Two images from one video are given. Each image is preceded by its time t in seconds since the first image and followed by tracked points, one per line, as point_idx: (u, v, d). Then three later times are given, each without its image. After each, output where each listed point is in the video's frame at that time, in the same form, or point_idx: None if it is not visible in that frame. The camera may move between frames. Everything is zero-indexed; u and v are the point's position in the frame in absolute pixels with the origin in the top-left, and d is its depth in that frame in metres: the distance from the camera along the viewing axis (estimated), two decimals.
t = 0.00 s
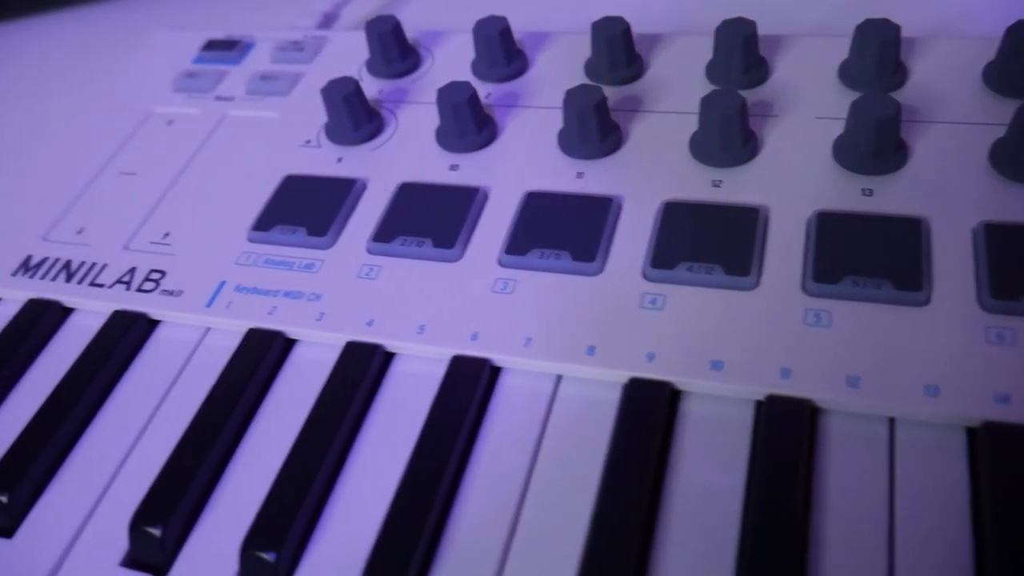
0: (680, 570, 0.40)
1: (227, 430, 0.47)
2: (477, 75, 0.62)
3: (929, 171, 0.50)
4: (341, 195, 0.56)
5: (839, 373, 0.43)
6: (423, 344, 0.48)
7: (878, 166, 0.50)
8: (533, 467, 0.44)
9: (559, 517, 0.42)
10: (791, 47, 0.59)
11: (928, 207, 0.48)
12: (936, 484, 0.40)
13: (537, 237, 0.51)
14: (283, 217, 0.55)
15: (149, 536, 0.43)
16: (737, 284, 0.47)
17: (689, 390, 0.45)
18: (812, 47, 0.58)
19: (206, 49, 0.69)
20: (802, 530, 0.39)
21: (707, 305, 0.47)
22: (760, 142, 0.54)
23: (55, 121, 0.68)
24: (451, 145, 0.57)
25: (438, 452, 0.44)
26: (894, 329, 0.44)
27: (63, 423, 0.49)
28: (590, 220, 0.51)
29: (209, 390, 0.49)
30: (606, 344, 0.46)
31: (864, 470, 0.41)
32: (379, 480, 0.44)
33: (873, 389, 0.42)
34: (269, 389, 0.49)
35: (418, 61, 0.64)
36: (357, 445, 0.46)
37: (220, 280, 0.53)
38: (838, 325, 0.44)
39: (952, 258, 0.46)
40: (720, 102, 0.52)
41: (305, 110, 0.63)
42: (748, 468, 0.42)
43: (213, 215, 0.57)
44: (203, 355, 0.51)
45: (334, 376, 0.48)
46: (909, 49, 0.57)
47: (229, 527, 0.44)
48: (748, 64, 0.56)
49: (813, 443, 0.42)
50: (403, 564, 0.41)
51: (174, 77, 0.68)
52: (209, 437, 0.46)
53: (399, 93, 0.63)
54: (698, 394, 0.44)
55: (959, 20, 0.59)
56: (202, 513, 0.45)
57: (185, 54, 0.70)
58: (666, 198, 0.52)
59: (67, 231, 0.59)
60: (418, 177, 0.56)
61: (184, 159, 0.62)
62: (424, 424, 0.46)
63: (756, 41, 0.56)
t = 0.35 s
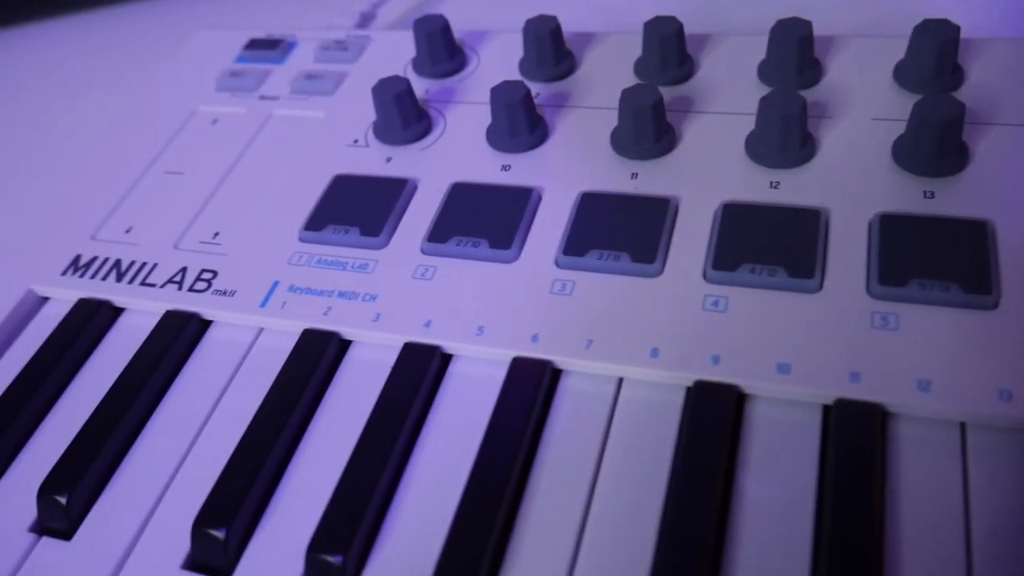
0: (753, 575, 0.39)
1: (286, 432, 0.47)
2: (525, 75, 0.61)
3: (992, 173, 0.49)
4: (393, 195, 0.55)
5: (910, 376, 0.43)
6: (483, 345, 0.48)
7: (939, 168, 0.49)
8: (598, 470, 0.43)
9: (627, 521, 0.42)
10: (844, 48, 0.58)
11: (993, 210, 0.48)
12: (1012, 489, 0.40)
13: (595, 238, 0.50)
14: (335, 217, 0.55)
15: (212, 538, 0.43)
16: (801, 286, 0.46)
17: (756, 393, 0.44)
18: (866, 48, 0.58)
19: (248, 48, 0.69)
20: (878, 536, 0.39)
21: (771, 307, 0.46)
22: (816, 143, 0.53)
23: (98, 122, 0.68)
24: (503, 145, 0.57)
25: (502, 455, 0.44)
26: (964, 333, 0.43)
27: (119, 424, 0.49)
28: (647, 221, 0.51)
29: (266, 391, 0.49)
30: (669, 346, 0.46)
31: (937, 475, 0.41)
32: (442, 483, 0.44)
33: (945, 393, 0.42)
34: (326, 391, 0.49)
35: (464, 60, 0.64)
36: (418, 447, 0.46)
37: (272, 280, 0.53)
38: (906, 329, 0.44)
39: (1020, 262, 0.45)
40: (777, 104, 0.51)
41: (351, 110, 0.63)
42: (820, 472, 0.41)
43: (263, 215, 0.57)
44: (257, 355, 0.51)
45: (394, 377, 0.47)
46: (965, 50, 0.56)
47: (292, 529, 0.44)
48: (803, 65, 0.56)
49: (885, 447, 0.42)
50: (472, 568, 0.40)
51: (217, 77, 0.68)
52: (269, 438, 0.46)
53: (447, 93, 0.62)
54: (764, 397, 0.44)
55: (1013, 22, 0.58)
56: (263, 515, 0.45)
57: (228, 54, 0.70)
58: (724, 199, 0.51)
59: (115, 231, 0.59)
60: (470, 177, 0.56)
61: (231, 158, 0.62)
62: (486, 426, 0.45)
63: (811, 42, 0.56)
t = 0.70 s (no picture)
0: None
1: (326, 438, 0.46)
2: (558, 77, 0.61)
3: None
4: (427, 199, 0.55)
5: (960, 383, 0.42)
6: (523, 351, 0.47)
7: (982, 171, 0.49)
8: (643, 477, 0.43)
9: (674, 529, 0.41)
10: (880, 51, 0.58)
11: None
12: None
13: (634, 242, 0.50)
14: (370, 221, 0.55)
15: (255, 547, 0.43)
16: (845, 291, 0.46)
17: (802, 399, 0.44)
18: (903, 50, 0.57)
19: (276, 51, 0.69)
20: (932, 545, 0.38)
21: (815, 312, 0.46)
22: (856, 145, 0.53)
23: (127, 127, 0.67)
24: (538, 148, 0.56)
25: (546, 462, 0.43)
26: (1014, 339, 0.43)
27: (156, 430, 0.48)
28: (686, 225, 0.50)
29: (304, 397, 0.48)
30: (713, 352, 0.45)
31: (990, 483, 0.40)
32: (486, 490, 0.44)
33: (997, 400, 0.41)
34: (365, 397, 0.48)
35: (495, 63, 0.64)
36: (459, 454, 0.45)
37: (307, 285, 0.53)
38: (954, 334, 0.43)
39: None
40: (818, 107, 0.51)
41: (382, 112, 0.62)
42: (870, 480, 0.41)
43: (296, 219, 0.57)
44: (294, 361, 0.51)
45: (434, 383, 0.47)
46: (1004, 53, 0.56)
47: (335, 537, 0.43)
48: (841, 67, 0.55)
49: (936, 454, 0.41)
50: None
51: (246, 79, 0.67)
52: (309, 445, 0.46)
53: (478, 95, 0.62)
54: (811, 404, 0.44)
55: None
56: (305, 523, 0.44)
57: (256, 56, 0.69)
58: (763, 203, 0.51)
59: (146, 234, 0.59)
60: (505, 181, 0.56)
61: (261, 161, 0.61)
62: (529, 432, 0.45)
63: (849, 44, 0.55)
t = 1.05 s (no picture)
0: None
1: (354, 446, 0.46)
2: (575, 80, 0.61)
3: None
4: (448, 204, 0.55)
5: (992, 386, 0.42)
6: (550, 357, 0.47)
7: (1006, 172, 0.49)
8: (674, 483, 0.43)
9: (708, 534, 0.41)
10: (899, 52, 0.58)
11: None
12: None
13: (659, 246, 0.50)
14: (391, 227, 0.55)
15: (286, 556, 0.43)
16: (873, 294, 0.46)
17: (832, 403, 0.44)
18: (922, 51, 0.57)
19: (290, 55, 0.69)
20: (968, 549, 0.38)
21: (844, 316, 0.45)
22: (879, 147, 0.53)
23: (141, 135, 0.67)
24: (558, 152, 0.56)
25: (577, 469, 0.43)
26: None
27: (182, 439, 0.48)
28: (711, 228, 0.50)
29: (330, 405, 0.48)
30: (741, 356, 0.45)
31: None
32: (517, 498, 0.44)
33: None
34: (391, 404, 0.48)
35: (512, 66, 0.64)
36: (489, 461, 0.45)
37: (330, 292, 0.53)
38: (983, 337, 0.43)
39: None
40: (841, 109, 0.51)
41: (399, 117, 0.62)
42: (903, 483, 0.41)
43: (316, 225, 0.56)
44: (318, 369, 0.50)
45: (461, 390, 0.47)
46: None
47: (367, 546, 0.43)
48: (862, 68, 0.55)
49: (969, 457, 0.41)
50: None
51: (260, 84, 0.67)
52: (338, 454, 0.46)
53: (495, 99, 0.62)
54: (841, 408, 0.44)
55: None
56: (335, 532, 0.44)
57: (270, 61, 0.69)
58: (787, 205, 0.51)
59: (164, 241, 0.58)
60: (526, 185, 0.55)
61: (278, 166, 0.61)
62: (559, 439, 0.45)
63: (869, 46, 0.55)
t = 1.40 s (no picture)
0: None
1: (382, 452, 0.46)
2: (592, 83, 0.61)
3: None
4: (468, 208, 0.55)
5: (1018, 386, 0.42)
6: (575, 361, 0.47)
7: None
8: (703, 485, 0.43)
9: (738, 536, 0.41)
10: (915, 53, 0.58)
11: None
12: None
13: (681, 249, 0.50)
14: (411, 231, 0.55)
15: (318, 562, 0.43)
16: (897, 295, 0.46)
17: (859, 405, 0.44)
18: (938, 51, 0.58)
19: (303, 59, 0.69)
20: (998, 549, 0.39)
21: (869, 317, 0.46)
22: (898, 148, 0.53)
23: (156, 141, 0.67)
24: (576, 155, 0.56)
25: (606, 473, 0.43)
26: None
27: (209, 445, 0.48)
28: (732, 230, 0.50)
29: (357, 411, 0.48)
30: (767, 359, 0.45)
31: None
32: (546, 502, 0.44)
33: None
34: (417, 409, 0.49)
35: (527, 69, 0.64)
36: (517, 466, 0.46)
37: (352, 297, 0.53)
38: (1008, 337, 0.44)
39: None
40: (861, 110, 0.51)
41: (415, 120, 0.62)
42: (931, 485, 0.41)
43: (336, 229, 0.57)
44: (342, 374, 0.51)
45: (487, 395, 0.47)
46: None
47: (399, 551, 0.44)
48: (878, 70, 0.56)
49: (996, 457, 0.41)
50: None
51: (274, 88, 0.67)
52: (366, 459, 0.46)
53: (511, 102, 0.62)
54: (868, 410, 0.44)
55: None
56: (366, 538, 0.44)
57: (283, 66, 0.69)
58: (808, 208, 0.51)
59: (183, 247, 0.58)
60: (546, 189, 0.56)
61: (296, 171, 0.61)
62: (587, 443, 0.45)
63: (886, 48, 0.55)
